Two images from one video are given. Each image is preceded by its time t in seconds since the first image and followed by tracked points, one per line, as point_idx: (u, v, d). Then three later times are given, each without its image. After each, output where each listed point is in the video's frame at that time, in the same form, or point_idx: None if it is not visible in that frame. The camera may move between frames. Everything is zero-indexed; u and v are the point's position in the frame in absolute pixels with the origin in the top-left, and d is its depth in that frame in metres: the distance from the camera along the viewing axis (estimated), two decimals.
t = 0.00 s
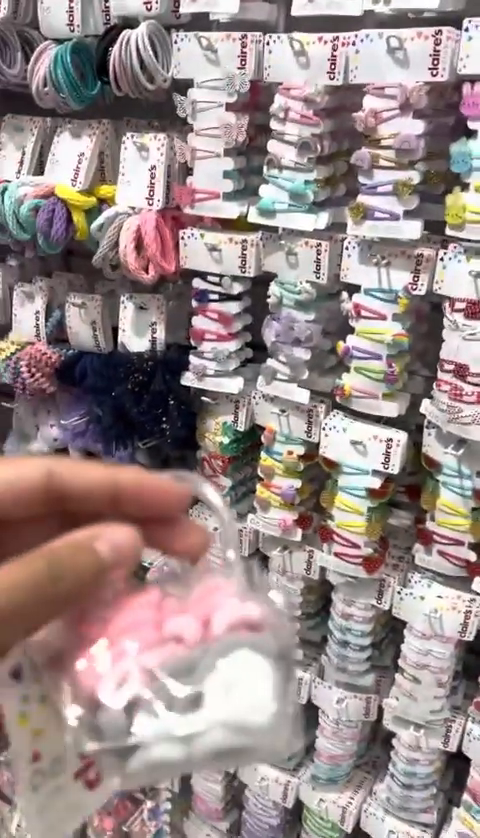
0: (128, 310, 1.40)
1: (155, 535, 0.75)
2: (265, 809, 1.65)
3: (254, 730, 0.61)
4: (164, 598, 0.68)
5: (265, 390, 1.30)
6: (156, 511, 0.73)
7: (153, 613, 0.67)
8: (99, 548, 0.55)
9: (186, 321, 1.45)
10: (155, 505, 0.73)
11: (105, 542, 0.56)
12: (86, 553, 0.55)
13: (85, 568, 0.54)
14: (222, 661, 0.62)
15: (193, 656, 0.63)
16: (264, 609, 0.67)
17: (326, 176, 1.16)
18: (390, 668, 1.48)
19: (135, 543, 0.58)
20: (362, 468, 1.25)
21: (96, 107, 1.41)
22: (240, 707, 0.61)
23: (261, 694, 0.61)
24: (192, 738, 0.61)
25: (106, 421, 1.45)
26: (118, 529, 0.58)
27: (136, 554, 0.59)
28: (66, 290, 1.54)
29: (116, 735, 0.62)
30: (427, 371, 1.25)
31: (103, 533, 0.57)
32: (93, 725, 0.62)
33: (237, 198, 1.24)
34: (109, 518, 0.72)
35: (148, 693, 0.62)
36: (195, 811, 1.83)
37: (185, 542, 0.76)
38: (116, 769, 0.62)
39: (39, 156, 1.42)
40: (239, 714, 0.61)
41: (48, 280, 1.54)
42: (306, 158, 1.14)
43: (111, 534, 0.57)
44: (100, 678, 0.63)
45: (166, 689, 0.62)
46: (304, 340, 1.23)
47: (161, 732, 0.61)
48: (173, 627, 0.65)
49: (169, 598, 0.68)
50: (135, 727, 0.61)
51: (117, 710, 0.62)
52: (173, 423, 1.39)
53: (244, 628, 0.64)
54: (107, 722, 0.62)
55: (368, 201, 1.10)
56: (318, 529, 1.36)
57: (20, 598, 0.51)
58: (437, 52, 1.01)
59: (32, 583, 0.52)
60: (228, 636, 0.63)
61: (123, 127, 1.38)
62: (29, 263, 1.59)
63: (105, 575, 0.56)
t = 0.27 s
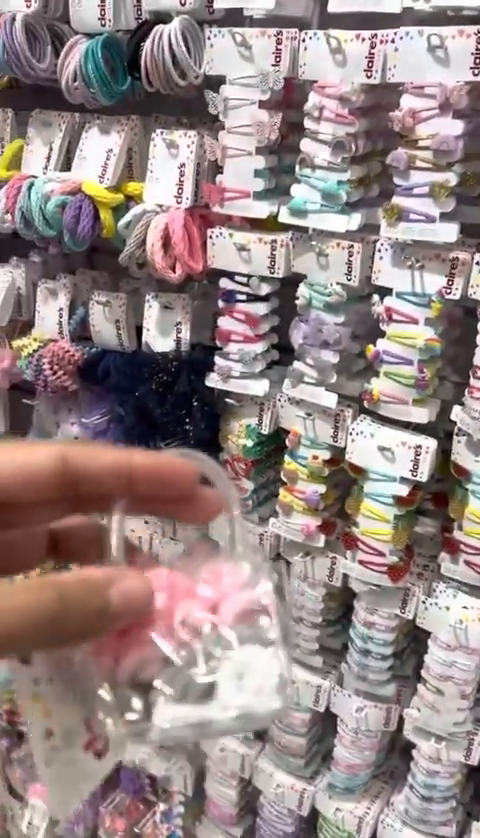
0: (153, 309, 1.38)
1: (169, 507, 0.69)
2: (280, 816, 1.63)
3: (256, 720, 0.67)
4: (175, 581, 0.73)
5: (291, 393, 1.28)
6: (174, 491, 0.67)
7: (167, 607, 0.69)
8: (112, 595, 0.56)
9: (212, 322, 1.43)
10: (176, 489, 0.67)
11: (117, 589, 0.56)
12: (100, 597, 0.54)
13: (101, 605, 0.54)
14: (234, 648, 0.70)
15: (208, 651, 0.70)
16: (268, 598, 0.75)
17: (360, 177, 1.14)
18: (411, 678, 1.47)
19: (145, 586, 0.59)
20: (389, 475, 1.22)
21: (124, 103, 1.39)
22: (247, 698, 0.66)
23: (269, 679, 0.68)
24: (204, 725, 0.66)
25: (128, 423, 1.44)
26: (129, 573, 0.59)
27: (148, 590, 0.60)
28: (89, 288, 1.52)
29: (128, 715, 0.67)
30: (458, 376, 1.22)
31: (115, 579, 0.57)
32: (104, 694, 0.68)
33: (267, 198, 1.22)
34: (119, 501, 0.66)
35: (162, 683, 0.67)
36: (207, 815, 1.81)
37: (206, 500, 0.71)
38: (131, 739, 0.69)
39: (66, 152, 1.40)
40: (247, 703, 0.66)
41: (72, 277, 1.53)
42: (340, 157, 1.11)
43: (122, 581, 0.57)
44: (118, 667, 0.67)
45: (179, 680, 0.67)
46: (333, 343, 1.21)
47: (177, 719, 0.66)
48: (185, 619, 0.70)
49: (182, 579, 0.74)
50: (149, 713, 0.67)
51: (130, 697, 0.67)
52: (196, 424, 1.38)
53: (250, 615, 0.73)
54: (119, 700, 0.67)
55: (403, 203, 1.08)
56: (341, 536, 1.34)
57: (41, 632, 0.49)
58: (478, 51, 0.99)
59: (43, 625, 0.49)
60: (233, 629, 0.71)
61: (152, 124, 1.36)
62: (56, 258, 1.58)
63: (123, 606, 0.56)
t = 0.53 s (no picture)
0: (174, 308, 1.35)
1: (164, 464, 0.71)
2: (292, 826, 1.60)
3: (266, 667, 0.70)
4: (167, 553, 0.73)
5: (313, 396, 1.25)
6: (168, 451, 0.70)
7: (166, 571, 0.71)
8: (91, 617, 0.55)
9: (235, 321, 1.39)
10: (168, 450, 0.70)
11: (93, 608, 0.55)
12: (74, 617, 0.54)
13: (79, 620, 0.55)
14: (236, 603, 0.71)
15: (212, 605, 0.71)
16: (264, 547, 0.77)
17: (389, 176, 1.11)
18: (429, 691, 1.44)
19: (122, 609, 0.59)
20: (412, 483, 1.19)
21: (150, 97, 1.38)
22: (249, 647, 0.69)
23: (273, 628, 0.71)
24: (218, 681, 0.69)
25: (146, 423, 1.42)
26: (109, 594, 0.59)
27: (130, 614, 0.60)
28: (111, 286, 1.51)
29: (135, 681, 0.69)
30: None
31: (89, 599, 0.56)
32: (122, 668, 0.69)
33: (293, 196, 1.20)
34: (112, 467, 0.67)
35: (173, 646, 0.68)
36: (218, 822, 1.79)
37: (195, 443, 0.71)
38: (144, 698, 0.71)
39: (90, 147, 1.39)
40: (255, 654, 0.69)
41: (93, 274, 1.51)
42: (369, 155, 1.09)
43: (103, 601, 0.58)
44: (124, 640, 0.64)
45: (185, 641, 0.69)
46: (357, 346, 1.18)
47: (191, 679, 0.69)
48: (184, 580, 0.71)
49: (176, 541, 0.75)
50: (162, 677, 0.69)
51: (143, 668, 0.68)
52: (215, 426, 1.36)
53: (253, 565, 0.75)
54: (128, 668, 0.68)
55: (433, 203, 1.05)
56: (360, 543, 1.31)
57: (23, 646, 0.50)
58: None
59: (20, 647, 0.50)
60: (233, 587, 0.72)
61: (178, 119, 1.34)
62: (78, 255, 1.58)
63: (104, 627, 0.57)
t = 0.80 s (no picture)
0: (196, 306, 1.31)
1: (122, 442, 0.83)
2: None
3: (259, 624, 0.95)
4: (147, 543, 0.90)
5: (338, 400, 1.20)
6: (133, 424, 0.81)
7: (143, 564, 0.88)
8: (62, 616, 0.69)
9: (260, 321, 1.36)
10: (132, 425, 0.81)
11: (64, 607, 0.69)
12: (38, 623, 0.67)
13: (43, 625, 0.67)
14: (231, 571, 0.94)
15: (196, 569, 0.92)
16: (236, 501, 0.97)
17: (423, 171, 1.06)
18: (453, 713, 1.37)
19: (88, 606, 0.72)
20: (440, 494, 1.13)
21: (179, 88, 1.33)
22: (247, 604, 0.94)
23: (263, 584, 0.95)
24: (223, 641, 0.94)
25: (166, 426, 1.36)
26: (73, 597, 0.71)
27: (95, 608, 0.73)
28: (134, 281, 1.47)
29: (142, 665, 0.91)
30: None
31: (54, 605, 0.68)
32: (123, 659, 0.89)
33: (322, 191, 1.14)
34: (76, 449, 0.80)
35: (181, 619, 0.91)
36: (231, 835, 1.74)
37: (154, 418, 0.82)
38: (147, 678, 0.92)
39: (116, 138, 1.35)
40: (253, 614, 0.94)
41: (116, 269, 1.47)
42: (403, 148, 1.03)
43: (69, 599, 0.70)
44: (124, 618, 0.87)
45: (186, 612, 0.91)
46: (385, 349, 1.12)
47: (196, 645, 0.92)
48: (149, 555, 0.89)
49: (155, 523, 0.94)
50: (168, 653, 0.92)
51: (134, 651, 0.90)
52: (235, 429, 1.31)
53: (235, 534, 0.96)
54: (127, 648, 0.89)
55: (470, 200, 0.99)
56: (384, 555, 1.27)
57: (14, 642, 0.65)
58: None
59: None
60: (208, 562, 0.93)
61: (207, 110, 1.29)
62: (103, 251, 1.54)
63: (70, 623, 0.70)
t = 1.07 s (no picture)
0: (218, 325, 1.21)
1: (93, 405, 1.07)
2: None
3: (235, 597, 0.96)
4: (117, 515, 0.95)
5: (371, 433, 1.09)
6: (96, 383, 1.04)
7: (122, 518, 0.95)
8: (19, 587, 0.81)
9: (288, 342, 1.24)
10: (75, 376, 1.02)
11: (20, 580, 0.82)
12: None
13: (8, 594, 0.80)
14: (205, 538, 0.97)
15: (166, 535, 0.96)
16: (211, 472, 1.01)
17: (475, 184, 0.94)
18: None
19: (52, 576, 0.84)
20: None
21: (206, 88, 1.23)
22: (225, 575, 0.95)
23: (242, 552, 0.97)
24: (199, 614, 0.96)
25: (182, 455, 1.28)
26: (32, 568, 0.83)
27: (61, 580, 0.85)
28: (153, 294, 1.36)
29: (116, 637, 0.94)
30: None
31: (19, 577, 0.82)
32: (109, 630, 0.93)
33: (361, 204, 1.03)
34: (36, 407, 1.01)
35: (158, 591, 0.95)
36: None
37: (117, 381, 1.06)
38: (121, 657, 0.94)
39: (136, 142, 1.25)
40: (227, 580, 0.95)
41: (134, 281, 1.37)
42: (453, 158, 0.92)
43: (28, 569, 0.83)
44: (93, 591, 0.92)
45: (156, 580, 0.95)
46: (426, 381, 1.01)
47: (176, 618, 0.94)
48: (141, 529, 0.96)
49: (123, 493, 0.98)
50: (144, 625, 0.95)
51: (125, 619, 0.93)
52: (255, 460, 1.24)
53: (204, 500, 0.99)
54: (107, 624, 0.93)
55: None
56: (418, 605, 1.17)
57: None
58: None
59: None
60: (178, 534, 0.96)
61: (234, 113, 1.19)
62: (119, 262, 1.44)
63: (29, 597, 0.82)
